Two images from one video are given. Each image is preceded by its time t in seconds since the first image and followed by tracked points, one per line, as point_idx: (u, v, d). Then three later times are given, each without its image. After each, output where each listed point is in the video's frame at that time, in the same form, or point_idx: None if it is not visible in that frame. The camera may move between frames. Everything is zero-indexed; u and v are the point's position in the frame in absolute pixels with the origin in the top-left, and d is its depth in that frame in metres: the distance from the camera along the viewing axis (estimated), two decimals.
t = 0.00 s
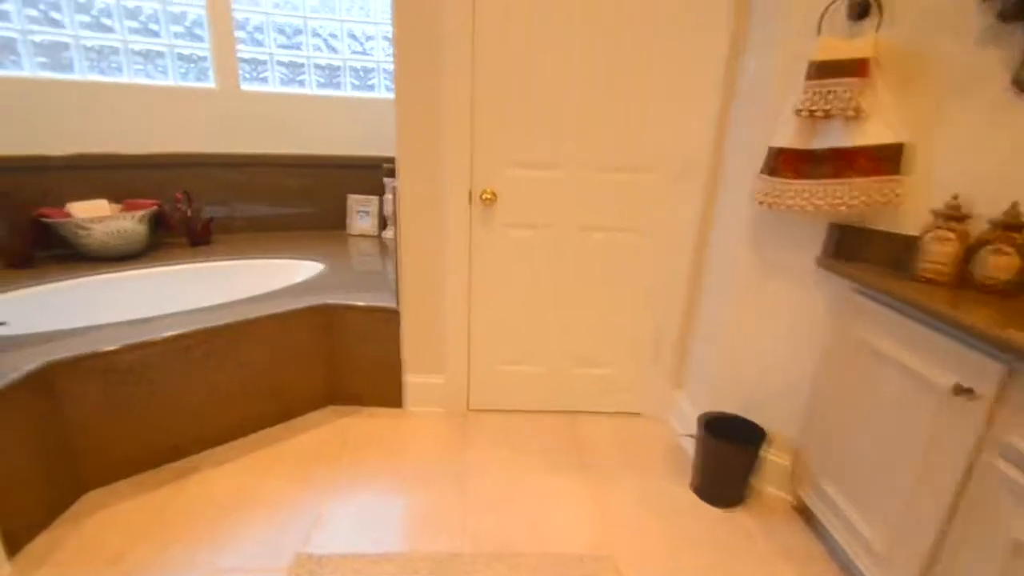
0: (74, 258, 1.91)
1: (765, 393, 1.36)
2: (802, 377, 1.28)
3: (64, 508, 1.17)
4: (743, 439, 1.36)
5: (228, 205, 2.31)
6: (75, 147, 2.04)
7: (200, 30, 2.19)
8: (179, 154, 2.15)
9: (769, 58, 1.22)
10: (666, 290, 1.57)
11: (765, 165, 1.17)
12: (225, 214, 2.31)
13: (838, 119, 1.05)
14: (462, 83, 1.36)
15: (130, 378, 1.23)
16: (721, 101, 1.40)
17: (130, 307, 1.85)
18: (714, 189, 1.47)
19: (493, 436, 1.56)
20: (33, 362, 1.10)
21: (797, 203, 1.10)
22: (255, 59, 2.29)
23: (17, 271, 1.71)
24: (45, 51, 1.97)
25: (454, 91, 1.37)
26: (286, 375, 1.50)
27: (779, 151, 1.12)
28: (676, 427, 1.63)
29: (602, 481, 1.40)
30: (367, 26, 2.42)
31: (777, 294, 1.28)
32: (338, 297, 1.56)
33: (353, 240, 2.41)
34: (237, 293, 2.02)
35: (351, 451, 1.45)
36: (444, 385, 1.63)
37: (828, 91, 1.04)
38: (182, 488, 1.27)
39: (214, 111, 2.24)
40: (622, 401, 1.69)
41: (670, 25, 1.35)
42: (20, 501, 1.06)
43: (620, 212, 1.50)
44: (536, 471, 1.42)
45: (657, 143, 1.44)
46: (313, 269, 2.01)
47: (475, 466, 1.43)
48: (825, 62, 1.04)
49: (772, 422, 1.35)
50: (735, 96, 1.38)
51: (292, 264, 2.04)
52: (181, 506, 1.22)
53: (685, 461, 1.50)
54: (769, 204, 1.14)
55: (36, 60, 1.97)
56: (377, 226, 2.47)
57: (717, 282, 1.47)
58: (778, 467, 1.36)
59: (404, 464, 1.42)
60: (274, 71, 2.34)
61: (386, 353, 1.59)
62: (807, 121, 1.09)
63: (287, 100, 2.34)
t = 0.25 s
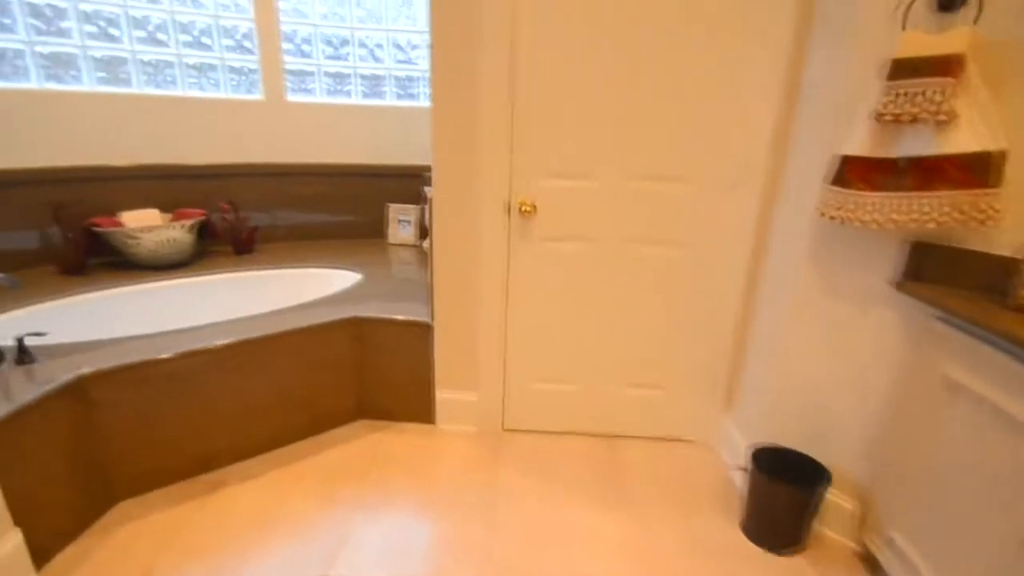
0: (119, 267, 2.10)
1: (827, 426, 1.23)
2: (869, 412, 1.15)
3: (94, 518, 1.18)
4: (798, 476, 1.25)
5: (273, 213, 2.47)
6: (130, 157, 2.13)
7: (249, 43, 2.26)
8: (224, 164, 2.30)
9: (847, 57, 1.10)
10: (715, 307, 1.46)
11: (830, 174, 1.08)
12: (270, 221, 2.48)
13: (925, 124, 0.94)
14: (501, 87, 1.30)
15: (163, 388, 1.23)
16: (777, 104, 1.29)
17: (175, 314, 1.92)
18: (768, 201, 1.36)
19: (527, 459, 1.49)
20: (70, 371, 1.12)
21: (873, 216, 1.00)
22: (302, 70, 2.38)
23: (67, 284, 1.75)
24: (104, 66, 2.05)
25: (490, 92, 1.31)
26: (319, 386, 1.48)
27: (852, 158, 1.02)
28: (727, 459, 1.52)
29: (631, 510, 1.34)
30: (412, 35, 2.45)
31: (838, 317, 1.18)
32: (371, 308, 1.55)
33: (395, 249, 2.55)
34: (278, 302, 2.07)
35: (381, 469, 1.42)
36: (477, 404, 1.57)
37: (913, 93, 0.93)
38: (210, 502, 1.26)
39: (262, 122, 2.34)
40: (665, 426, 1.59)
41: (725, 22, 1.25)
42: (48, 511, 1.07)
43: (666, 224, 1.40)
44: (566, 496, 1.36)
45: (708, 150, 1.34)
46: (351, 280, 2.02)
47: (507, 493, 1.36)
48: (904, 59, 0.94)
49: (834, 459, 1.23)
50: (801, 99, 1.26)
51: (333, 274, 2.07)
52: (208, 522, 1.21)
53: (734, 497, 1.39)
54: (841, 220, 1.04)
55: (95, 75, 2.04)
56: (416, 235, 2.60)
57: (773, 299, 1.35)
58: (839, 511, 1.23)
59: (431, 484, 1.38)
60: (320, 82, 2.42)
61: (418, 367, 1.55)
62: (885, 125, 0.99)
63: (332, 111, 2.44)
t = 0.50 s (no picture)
0: (160, 275, 2.20)
1: (888, 469, 1.12)
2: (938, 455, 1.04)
3: (120, 531, 1.21)
4: (858, 525, 1.14)
5: (314, 221, 2.53)
6: (178, 168, 2.22)
7: (292, 54, 2.32)
8: (268, 174, 2.37)
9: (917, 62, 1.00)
10: (766, 331, 1.36)
11: (898, 190, 0.97)
12: (305, 228, 2.53)
13: (1004, 133, 0.82)
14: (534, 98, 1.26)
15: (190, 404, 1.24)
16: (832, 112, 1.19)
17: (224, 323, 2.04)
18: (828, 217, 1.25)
19: (558, 485, 1.44)
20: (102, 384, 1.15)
21: (943, 237, 0.89)
22: (343, 80, 2.42)
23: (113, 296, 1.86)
24: (151, 78, 2.13)
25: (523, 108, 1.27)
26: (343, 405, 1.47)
27: (920, 171, 0.92)
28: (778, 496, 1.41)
29: (666, 547, 1.26)
30: (453, 43, 2.47)
31: (893, 349, 1.08)
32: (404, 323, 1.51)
33: (433, 258, 2.58)
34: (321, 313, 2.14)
35: (407, 492, 1.39)
36: (510, 425, 1.52)
37: (987, 99, 0.82)
38: (230, 521, 1.28)
39: (303, 132, 2.39)
40: (705, 455, 1.50)
41: (780, 22, 1.15)
42: (74, 517, 1.11)
43: (712, 242, 1.31)
44: (598, 523, 1.32)
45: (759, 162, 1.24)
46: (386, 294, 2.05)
47: (535, 523, 1.31)
48: (983, 60, 0.83)
49: (893, 506, 1.12)
50: (862, 109, 1.16)
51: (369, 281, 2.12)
52: (231, 544, 1.21)
53: (781, 538, 1.29)
54: (909, 238, 0.93)
55: (143, 87, 2.12)
56: (454, 245, 2.60)
57: (825, 329, 1.26)
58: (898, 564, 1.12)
59: (457, 509, 1.35)
60: (361, 91, 2.46)
61: (449, 384, 1.51)
62: (959, 135, 0.88)
63: (373, 120, 2.47)
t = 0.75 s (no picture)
0: (199, 286, 2.25)
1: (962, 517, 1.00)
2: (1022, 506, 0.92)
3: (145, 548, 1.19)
4: None
5: (350, 233, 2.55)
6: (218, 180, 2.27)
7: (331, 66, 2.34)
8: (306, 186, 2.40)
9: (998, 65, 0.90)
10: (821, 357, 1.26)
11: (978, 207, 0.87)
12: (342, 240, 2.54)
13: None
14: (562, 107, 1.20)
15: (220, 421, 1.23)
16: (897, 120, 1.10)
17: (268, 339, 2.17)
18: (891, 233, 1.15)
19: (593, 517, 1.35)
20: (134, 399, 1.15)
21: None
22: (381, 91, 2.43)
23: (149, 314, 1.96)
24: (194, 92, 2.19)
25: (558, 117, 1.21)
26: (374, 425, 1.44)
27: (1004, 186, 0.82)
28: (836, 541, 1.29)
29: None
30: (493, 54, 2.44)
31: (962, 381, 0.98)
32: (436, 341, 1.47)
33: (468, 272, 2.56)
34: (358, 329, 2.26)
35: (434, 517, 1.34)
36: (542, 449, 1.46)
37: None
38: (255, 541, 1.24)
39: (341, 144, 2.41)
40: (751, 488, 1.40)
41: (842, 22, 1.07)
42: (100, 542, 1.09)
43: (761, 260, 1.22)
44: (633, 560, 1.23)
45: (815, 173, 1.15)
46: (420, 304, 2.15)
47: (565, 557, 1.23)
48: None
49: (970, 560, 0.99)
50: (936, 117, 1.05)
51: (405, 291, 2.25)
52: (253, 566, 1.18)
53: None
54: (993, 262, 0.83)
55: (186, 101, 2.18)
56: (489, 259, 2.57)
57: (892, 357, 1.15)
58: None
59: (484, 537, 1.29)
60: (399, 103, 2.46)
61: (480, 404, 1.45)
62: None
63: (410, 131, 2.46)
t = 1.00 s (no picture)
0: (231, 299, 2.31)
1: None
2: None
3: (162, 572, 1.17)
4: None
5: (380, 247, 2.54)
6: (250, 195, 2.30)
7: (365, 79, 2.35)
8: (338, 201, 2.42)
9: None
10: (878, 385, 1.16)
11: None
12: (374, 255, 2.55)
13: None
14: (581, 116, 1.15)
15: (242, 440, 1.20)
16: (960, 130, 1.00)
17: (296, 355, 2.18)
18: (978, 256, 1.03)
19: (628, 551, 1.27)
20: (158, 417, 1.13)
21: None
22: (414, 105, 2.42)
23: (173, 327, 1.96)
24: (229, 106, 2.21)
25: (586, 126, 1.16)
26: (397, 446, 1.38)
27: None
28: None
29: None
30: (526, 66, 2.41)
31: None
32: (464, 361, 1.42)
33: (496, 288, 2.54)
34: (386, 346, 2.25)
35: (460, 547, 1.27)
36: (571, 475, 1.38)
37: None
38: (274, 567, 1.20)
39: (373, 158, 2.42)
40: (798, 524, 1.29)
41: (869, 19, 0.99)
42: (116, 568, 1.07)
43: (814, 280, 1.13)
44: None
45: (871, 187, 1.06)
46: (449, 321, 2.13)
47: None
48: None
49: None
50: (1016, 123, 0.95)
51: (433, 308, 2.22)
52: None
53: None
54: None
55: (222, 116, 2.21)
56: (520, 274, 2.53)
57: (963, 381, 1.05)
58: None
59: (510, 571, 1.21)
60: (431, 116, 2.45)
61: (507, 427, 1.38)
62: None
63: (442, 144, 2.45)
